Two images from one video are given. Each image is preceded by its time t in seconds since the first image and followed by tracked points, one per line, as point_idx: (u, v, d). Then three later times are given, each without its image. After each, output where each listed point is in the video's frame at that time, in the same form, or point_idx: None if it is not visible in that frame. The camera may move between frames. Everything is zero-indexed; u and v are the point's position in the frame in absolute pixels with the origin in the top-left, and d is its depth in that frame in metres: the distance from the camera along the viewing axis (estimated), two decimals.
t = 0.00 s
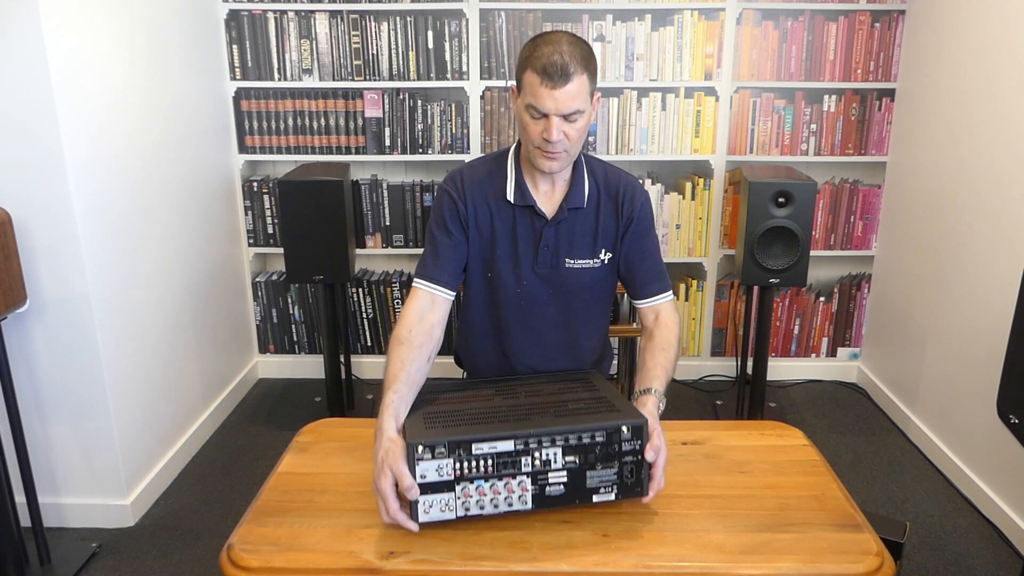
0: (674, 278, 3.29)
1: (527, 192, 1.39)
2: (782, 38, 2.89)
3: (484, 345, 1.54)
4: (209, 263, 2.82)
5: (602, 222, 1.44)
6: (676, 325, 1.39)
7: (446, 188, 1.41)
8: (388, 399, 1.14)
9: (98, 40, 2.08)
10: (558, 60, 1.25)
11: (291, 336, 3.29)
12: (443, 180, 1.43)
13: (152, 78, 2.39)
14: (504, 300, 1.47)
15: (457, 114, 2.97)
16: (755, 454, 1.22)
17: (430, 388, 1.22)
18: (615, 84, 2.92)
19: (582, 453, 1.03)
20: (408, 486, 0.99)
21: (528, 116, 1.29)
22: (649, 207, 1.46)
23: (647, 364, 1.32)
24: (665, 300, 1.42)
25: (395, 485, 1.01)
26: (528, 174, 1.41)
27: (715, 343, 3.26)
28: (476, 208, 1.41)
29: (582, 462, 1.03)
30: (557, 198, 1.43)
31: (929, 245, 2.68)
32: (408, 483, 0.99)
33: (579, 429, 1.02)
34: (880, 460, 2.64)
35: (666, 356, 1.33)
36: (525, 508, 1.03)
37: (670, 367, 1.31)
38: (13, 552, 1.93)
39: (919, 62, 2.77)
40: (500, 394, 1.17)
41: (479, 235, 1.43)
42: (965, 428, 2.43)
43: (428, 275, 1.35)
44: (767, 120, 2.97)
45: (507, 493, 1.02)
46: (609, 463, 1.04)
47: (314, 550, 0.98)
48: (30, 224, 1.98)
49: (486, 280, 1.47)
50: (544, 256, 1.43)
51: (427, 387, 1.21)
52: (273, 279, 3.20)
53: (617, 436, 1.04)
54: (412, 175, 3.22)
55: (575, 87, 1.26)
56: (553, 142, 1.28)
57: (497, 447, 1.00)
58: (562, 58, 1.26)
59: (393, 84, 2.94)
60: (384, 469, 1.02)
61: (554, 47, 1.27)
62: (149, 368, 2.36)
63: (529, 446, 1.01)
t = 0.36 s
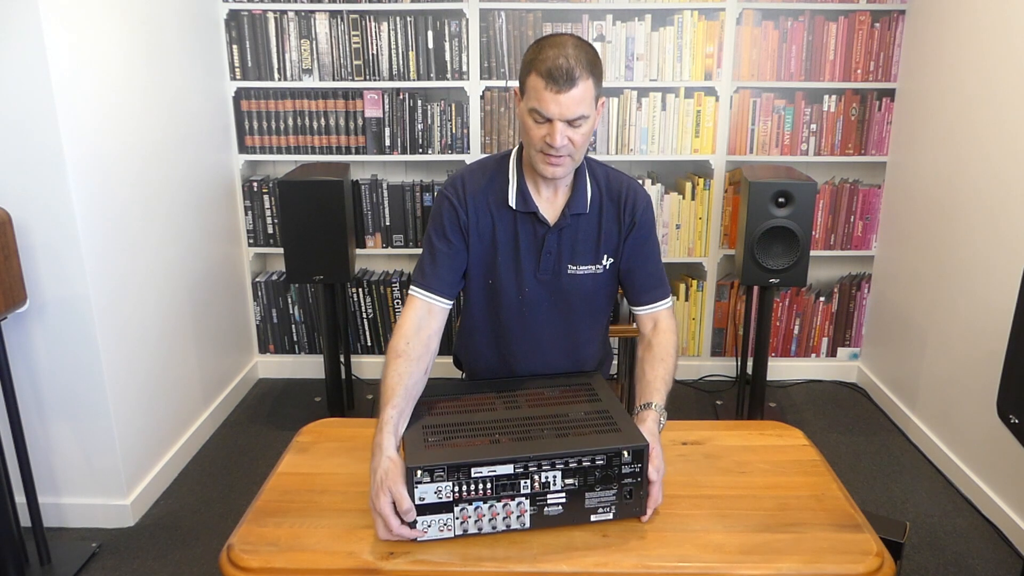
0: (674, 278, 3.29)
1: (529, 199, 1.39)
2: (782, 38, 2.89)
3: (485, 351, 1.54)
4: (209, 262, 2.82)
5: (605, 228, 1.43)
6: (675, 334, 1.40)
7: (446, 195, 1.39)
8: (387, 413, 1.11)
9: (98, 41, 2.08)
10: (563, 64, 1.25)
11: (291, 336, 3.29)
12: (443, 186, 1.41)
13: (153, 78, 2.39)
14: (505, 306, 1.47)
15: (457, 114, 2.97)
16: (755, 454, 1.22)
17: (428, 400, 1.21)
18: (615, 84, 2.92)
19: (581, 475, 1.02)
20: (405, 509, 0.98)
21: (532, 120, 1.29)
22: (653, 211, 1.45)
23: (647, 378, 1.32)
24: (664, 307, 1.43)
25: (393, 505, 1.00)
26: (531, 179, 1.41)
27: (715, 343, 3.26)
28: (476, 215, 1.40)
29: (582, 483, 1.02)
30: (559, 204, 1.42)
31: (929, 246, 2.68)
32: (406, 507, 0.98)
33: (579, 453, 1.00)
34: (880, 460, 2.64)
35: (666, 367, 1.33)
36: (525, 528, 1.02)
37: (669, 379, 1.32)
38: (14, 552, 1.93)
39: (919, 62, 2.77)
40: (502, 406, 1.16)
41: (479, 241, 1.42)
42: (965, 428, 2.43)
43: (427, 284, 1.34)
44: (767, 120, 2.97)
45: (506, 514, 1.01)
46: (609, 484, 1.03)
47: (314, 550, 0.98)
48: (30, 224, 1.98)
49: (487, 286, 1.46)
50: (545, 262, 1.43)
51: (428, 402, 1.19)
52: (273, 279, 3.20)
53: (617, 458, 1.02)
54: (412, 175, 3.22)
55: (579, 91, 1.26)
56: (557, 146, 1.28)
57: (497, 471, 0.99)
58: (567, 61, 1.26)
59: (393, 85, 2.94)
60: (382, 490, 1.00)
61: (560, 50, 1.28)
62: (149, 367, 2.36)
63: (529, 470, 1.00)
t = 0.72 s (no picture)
0: (674, 278, 3.30)
1: (523, 203, 1.38)
2: (782, 38, 2.89)
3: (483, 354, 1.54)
4: (209, 262, 2.82)
5: (602, 224, 1.46)
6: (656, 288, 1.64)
7: (435, 207, 1.37)
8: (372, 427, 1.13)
9: (97, 41, 2.08)
10: (541, 67, 1.25)
11: (291, 336, 3.29)
12: (430, 198, 1.39)
13: (153, 78, 2.40)
14: (505, 310, 1.46)
15: (457, 114, 2.97)
16: (755, 454, 1.22)
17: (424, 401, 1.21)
18: (615, 84, 2.92)
19: (580, 475, 1.02)
20: (408, 506, 0.98)
21: (515, 126, 1.29)
22: (644, 203, 1.51)
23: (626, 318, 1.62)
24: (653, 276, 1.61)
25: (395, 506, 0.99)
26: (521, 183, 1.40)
27: (715, 343, 3.26)
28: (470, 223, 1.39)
29: (580, 483, 1.02)
30: (553, 205, 1.42)
31: (929, 245, 2.68)
32: (407, 503, 0.98)
33: (577, 454, 1.01)
34: (880, 460, 2.64)
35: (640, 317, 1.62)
36: (524, 528, 1.02)
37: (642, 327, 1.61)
38: (14, 552, 1.93)
39: (919, 62, 2.77)
40: (502, 406, 1.17)
41: (475, 250, 1.41)
42: (965, 428, 2.43)
43: (407, 296, 1.31)
44: (767, 120, 2.97)
45: (506, 514, 1.01)
46: (609, 484, 1.03)
47: (313, 551, 0.98)
48: (30, 224, 1.98)
49: (485, 293, 1.45)
50: (547, 264, 1.43)
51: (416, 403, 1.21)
52: (273, 279, 3.20)
53: (616, 458, 1.02)
54: (412, 175, 3.22)
55: (560, 93, 1.26)
56: (542, 151, 1.28)
57: (497, 471, 0.99)
58: (545, 64, 1.25)
59: (393, 84, 2.94)
60: (382, 493, 1.00)
61: (536, 54, 1.28)
62: (149, 367, 2.36)
63: (528, 470, 1.00)
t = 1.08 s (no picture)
0: (674, 278, 3.29)
1: (511, 196, 1.38)
2: (782, 38, 2.89)
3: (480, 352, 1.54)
4: (209, 262, 2.83)
5: (592, 217, 1.46)
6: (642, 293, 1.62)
7: (427, 206, 1.39)
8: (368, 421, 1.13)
9: (97, 40, 2.08)
10: (496, 42, 1.32)
11: (291, 336, 3.29)
12: (422, 198, 1.41)
13: (153, 79, 2.40)
14: (498, 307, 1.47)
15: (457, 114, 2.97)
16: (755, 454, 1.22)
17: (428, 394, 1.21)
18: (615, 84, 2.92)
19: (566, 476, 1.01)
20: (393, 497, 0.99)
21: (488, 108, 1.33)
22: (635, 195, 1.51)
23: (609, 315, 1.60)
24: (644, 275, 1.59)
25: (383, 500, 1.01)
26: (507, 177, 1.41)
27: (715, 343, 3.26)
28: (459, 220, 1.40)
29: (566, 484, 1.01)
30: (541, 198, 1.43)
31: (929, 245, 2.68)
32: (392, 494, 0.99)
33: (563, 455, 1.00)
34: (881, 460, 2.64)
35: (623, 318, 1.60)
36: (508, 524, 1.02)
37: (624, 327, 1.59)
38: (14, 552, 1.92)
39: (919, 61, 2.77)
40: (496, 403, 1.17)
41: (465, 246, 1.42)
42: (965, 428, 2.43)
43: (402, 300, 1.32)
44: (767, 120, 2.97)
45: (490, 510, 1.01)
46: (595, 487, 1.02)
47: (313, 551, 0.98)
48: (30, 224, 1.98)
49: (479, 291, 1.45)
50: (537, 258, 1.43)
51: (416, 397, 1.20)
52: (273, 279, 3.20)
53: (603, 461, 1.01)
54: (412, 175, 3.22)
55: (519, 62, 1.31)
56: (520, 117, 1.30)
57: (481, 467, 0.99)
58: (500, 41, 1.32)
59: (393, 84, 2.94)
60: (371, 485, 1.01)
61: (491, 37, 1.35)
62: (149, 367, 2.36)
63: (513, 467, 1.00)
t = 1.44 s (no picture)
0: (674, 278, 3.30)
1: (504, 195, 1.43)
2: (782, 38, 2.89)
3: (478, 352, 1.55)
4: (209, 262, 2.83)
5: (588, 219, 1.46)
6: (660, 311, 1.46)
7: (425, 200, 1.47)
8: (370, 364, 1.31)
9: (97, 40, 2.08)
10: (500, 46, 1.32)
11: (291, 336, 3.29)
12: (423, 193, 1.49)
13: (153, 79, 2.40)
14: (491, 305, 1.49)
15: (457, 114, 2.97)
16: (755, 454, 1.22)
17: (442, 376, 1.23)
18: (615, 84, 2.92)
19: (447, 475, 1.00)
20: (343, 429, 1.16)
21: (491, 111, 1.35)
22: (640, 199, 1.47)
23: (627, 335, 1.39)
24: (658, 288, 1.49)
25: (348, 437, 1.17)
26: (506, 179, 1.46)
27: (715, 343, 3.26)
28: (451, 216, 1.47)
29: (445, 482, 1.01)
30: (538, 200, 1.46)
31: (929, 245, 2.68)
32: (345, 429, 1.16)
33: (454, 456, 0.98)
34: (881, 460, 2.64)
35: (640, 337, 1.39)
36: (415, 497, 1.08)
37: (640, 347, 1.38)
38: (13, 552, 1.93)
39: (919, 62, 2.77)
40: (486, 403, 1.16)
41: (457, 242, 1.48)
42: (965, 429, 2.43)
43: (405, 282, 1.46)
44: (767, 120, 2.97)
45: (403, 476, 1.08)
46: (465, 496, 0.99)
47: (313, 550, 0.98)
48: (30, 224, 1.98)
49: (472, 287, 1.49)
50: (528, 257, 1.45)
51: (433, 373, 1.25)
52: (273, 279, 3.20)
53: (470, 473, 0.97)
54: (412, 175, 3.23)
55: (522, 67, 1.32)
56: (520, 123, 1.32)
57: (395, 433, 1.06)
58: (504, 45, 1.33)
59: (393, 84, 2.94)
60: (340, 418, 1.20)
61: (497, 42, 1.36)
62: (149, 367, 2.36)
63: (412, 444, 1.04)
